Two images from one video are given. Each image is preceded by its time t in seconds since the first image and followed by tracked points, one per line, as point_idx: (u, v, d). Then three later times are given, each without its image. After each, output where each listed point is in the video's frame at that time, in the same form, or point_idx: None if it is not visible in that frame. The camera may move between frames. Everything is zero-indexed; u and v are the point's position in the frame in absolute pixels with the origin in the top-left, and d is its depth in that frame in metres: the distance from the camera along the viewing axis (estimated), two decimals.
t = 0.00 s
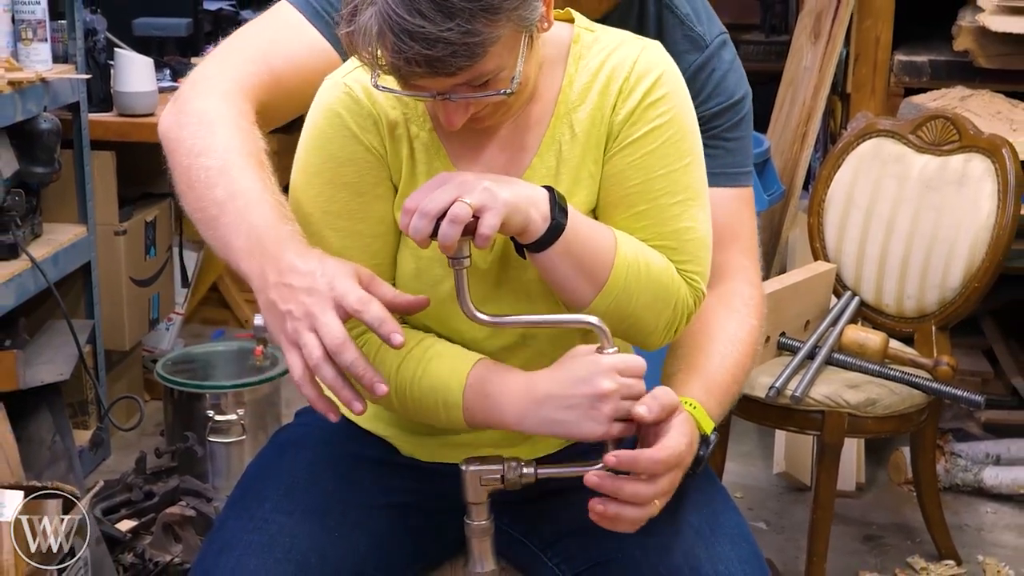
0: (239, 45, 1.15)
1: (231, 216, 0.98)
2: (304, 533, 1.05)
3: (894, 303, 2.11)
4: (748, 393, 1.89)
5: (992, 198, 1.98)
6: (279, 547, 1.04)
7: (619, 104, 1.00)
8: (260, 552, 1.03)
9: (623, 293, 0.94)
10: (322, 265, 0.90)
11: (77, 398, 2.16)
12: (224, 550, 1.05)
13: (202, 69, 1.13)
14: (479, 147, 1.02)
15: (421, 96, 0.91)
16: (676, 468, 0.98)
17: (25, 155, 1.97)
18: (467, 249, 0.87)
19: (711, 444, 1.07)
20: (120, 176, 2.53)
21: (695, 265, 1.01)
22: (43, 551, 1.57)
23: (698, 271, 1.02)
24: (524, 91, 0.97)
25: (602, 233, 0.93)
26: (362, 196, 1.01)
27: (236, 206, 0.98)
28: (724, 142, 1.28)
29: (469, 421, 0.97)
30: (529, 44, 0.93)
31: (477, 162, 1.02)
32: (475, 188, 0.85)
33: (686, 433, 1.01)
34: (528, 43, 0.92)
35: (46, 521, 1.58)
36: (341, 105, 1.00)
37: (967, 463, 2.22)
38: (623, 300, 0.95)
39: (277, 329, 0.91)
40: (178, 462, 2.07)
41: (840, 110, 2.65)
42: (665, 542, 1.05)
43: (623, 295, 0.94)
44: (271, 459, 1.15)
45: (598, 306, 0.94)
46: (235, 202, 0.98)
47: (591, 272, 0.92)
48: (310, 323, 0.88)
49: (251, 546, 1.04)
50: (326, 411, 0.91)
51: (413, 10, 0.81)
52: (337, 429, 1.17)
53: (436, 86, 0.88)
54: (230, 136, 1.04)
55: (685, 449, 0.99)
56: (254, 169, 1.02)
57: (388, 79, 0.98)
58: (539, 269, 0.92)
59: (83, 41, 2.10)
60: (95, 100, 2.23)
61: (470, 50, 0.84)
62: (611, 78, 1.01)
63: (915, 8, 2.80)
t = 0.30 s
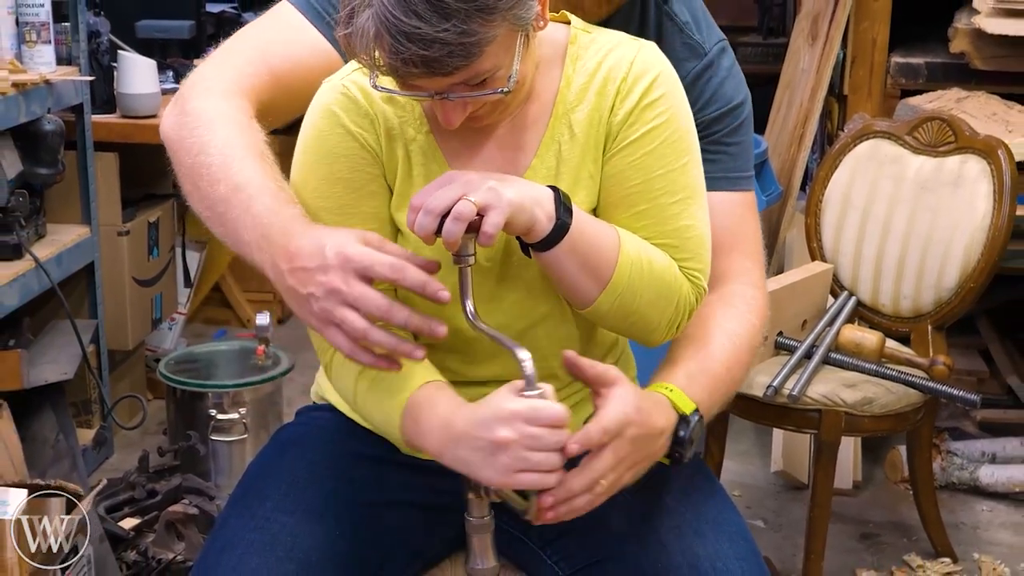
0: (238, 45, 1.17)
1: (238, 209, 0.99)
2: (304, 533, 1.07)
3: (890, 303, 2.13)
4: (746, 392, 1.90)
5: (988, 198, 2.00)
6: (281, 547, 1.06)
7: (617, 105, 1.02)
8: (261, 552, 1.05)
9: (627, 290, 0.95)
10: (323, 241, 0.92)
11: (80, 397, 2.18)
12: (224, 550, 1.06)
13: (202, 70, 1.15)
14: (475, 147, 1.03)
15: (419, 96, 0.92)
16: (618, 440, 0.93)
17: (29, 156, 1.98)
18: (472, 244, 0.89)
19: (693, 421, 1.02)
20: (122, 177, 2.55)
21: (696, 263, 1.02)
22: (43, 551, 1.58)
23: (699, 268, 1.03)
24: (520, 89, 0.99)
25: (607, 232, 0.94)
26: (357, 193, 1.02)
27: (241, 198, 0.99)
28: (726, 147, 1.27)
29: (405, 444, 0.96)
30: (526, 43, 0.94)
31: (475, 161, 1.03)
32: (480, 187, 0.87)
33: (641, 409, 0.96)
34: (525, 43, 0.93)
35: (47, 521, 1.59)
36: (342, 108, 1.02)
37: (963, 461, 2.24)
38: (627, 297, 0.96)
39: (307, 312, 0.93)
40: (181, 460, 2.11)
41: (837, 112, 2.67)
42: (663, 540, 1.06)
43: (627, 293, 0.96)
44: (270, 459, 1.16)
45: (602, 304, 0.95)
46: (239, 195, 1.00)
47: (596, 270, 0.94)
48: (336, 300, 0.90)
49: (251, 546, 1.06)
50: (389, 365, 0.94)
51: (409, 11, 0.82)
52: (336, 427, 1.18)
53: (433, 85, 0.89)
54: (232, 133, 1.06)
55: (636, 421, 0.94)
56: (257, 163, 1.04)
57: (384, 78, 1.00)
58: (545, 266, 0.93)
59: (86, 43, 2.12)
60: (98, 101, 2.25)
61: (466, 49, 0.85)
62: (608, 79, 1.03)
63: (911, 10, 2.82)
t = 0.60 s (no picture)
0: (239, 43, 1.16)
1: (251, 192, 0.98)
2: (303, 529, 1.08)
3: (887, 303, 2.15)
4: (744, 391, 1.92)
5: (985, 198, 2.01)
6: (279, 545, 1.06)
7: (622, 108, 1.03)
8: (261, 550, 1.06)
9: (627, 294, 0.97)
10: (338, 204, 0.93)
11: (84, 396, 2.20)
12: (225, 550, 1.07)
13: (203, 67, 1.14)
14: (478, 148, 1.04)
15: (425, 97, 0.93)
16: (528, 427, 0.93)
17: (32, 157, 2.00)
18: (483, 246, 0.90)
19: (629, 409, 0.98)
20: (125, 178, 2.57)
21: (694, 267, 1.04)
22: (44, 552, 1.59)
23: (696, 271, 1.05)
24: (526, 90, 1.00)
25: (608, 237, 0.95)
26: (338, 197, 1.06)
27: (253, 180, 0.98)
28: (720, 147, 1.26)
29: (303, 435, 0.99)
30: (530, 48, 0.96)
31: (478, 163, 1.04)
32: (496, 193, 0.88)
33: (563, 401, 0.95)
34: (528, 47, 0.95)
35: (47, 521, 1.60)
36: (337, 115, 1.04)
37: (959, 459, 2.25)
38: (627, 301, 0.97)
39: (332, 274, 0.93)
40: (183, 458, 2.12)
41: (834, 114, 2.69)
42: (661, 538, 1.06)
43: (627, 296, 0.97)
44: (266, 462, 1.18)
45: (602, 306, 0.97)
46: (251, 177, 0.99)
47: (598, 274, 0.95)
48: (362, 257, 0.91)
49: (253, 543, 1.06)
50: (417, 320, 0.94)
51: (417, 15, 0.83)
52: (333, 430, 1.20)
53: (439, 88, 0.91)
54: (239, 119, 1.05)
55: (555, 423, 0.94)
56: (267, 146, 1.02)
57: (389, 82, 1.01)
58: (549, 269, 0.94)
59: (89, 44, 2.14)
60: (102, 103, 2.27)
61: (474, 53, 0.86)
62: (614, 83, 1.04)
63: (907, 12, 2.84)
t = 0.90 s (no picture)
0: (239, 31, 1.13)
1: (264, 176, 0.97)
2: (301, 527, 1.08)
3: (883, 303, 2.17)
4: (741, 390, 1.94)
5: (980, 200, 2.03)
6: (275, 543, 1.06)
7: (616, 117, 1.04)
8: (256, 548, 1.06)
9: (617, 299, 0.98)
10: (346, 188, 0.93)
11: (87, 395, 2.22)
12: (224, 544, 1.07)
13: (202, 55, 1.11)
14: (475, 153, 1.06)
15: (420, 103, 0.95)
16: (476, 435, 0.96)
17: (37, 158, 2.02)
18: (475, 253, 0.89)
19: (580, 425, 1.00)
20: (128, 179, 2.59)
21: (684, 278, 1.05)
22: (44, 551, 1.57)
23: (685, 280, 1.06)
24: (522, 95, 1.02)
25: (602, 243, 0.96)
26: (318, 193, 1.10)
27: (268, 166, 0.97)
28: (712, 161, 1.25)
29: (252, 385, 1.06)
30: (526, 54, 0.97)
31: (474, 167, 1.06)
32: (487, 195, 0.88)
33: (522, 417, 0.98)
34: (526, 55, 0.97)
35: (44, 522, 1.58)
36: (331, 109, 1.08)
37: (954, 458, 2.27)
38: (617, 306, 0.98)
39: (334, 248, 0.92)
40: (186, 457, 2.15)
41: (831, 115, 2.71)
42: (656, 537, 1.07)
43: (616, 302, 0.98)
44: (270, 456, 1.17)
45: (591, 313, 0.98)
46: (259, 167, 0.98)
47: (590, 279, 0.95)
48: (370, 225, 0.90)
49: (250, 539, 1.07)
50: (415, 303, 0.92)
51: (412, 23, 0.84)
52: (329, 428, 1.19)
53: (434, 94, 0.92)
54: (245, 106, 1.02)
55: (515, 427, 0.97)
56: (274, 133, 1.01)
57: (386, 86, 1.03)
58: (539, 274, 0.94)
59: (93, 47, 2.16)
60: (105, 105, 2.30)
61: (468, 61, 0.87)
62: (608, 91, 1.05)
63: (904, 15, 2.85)
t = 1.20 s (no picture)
0: (241, 24, 1.14)
1: (276, 171, 0.99)
2: (298, 525, 1.08)
3: (880, 303, 2.19)
4: (739, 390, 1.95)
5: (975, 202, 2.05)
6: (276, 538, 1.07)
7: (613, 117, 1.06)
8: (257, 542, 1.06)
9: (619, 297, 0.99)
10: (369, 171, 0.96)
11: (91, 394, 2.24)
12: (222, 540, 1.08)
13: (205, 46, 1.12)
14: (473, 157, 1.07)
15: (419, 110, 0.96)
16: (471, 429, 0.97)
17: (41, 159, 2.04)
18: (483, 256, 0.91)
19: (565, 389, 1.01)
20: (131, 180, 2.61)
21: (682, 275, 1.07)
22: (45, 552, 1.58)
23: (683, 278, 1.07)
24: (519, 100, 1.04)
25: (604, 243, 0.97)
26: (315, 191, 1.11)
27: (282, 155, 0.99)
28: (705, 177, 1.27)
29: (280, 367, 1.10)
30: (524, 61, 0.98)
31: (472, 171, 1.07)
32: (496, 198, 0.90)
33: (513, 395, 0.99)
34: (522, 61, 0.97)
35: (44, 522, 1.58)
36: (329, 117, 1.10)
37: (950, 456, 2.29)
38: (619, 304, 0.99)
39: (356, 214, 0.94)
40: (188, 455, 2.17)
41: (828, 117, 2.73)
42: (653, 534, 1.09)
43: (619, 300, 0.99)
44: (271, 455, 1.18)
45: (594, 312, 0.99)
46: (273, 153, 1.00)
47: (593, 279, 0.97)
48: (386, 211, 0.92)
49: (249, 535, 1.07)
50: (430, 280, 0.92)
51: (410, 35, 0.86)
52: (330, 426, 1.20)
53: (432, 102, 0.94)
54: (255, 94, 1.04)
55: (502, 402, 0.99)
56: (285, 120, 1.03)
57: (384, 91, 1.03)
58: (544, 273, 0.96)
59: (96, 49, 2.18)
60: (108, 107, 2.32)
61: (465, 71, 0.89)
62: (605, 93, 1.07)
63: (900, 18, 2.88)
